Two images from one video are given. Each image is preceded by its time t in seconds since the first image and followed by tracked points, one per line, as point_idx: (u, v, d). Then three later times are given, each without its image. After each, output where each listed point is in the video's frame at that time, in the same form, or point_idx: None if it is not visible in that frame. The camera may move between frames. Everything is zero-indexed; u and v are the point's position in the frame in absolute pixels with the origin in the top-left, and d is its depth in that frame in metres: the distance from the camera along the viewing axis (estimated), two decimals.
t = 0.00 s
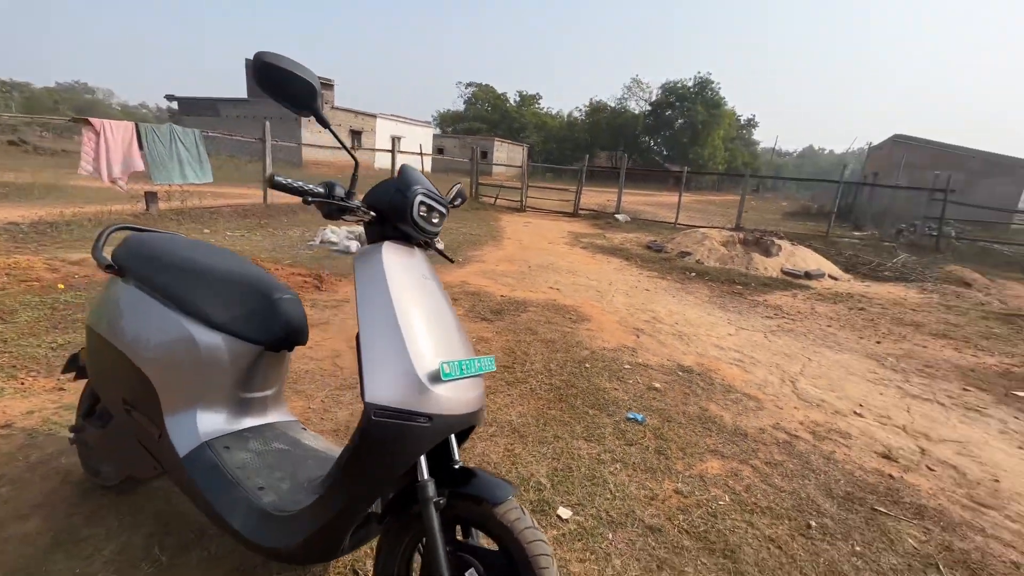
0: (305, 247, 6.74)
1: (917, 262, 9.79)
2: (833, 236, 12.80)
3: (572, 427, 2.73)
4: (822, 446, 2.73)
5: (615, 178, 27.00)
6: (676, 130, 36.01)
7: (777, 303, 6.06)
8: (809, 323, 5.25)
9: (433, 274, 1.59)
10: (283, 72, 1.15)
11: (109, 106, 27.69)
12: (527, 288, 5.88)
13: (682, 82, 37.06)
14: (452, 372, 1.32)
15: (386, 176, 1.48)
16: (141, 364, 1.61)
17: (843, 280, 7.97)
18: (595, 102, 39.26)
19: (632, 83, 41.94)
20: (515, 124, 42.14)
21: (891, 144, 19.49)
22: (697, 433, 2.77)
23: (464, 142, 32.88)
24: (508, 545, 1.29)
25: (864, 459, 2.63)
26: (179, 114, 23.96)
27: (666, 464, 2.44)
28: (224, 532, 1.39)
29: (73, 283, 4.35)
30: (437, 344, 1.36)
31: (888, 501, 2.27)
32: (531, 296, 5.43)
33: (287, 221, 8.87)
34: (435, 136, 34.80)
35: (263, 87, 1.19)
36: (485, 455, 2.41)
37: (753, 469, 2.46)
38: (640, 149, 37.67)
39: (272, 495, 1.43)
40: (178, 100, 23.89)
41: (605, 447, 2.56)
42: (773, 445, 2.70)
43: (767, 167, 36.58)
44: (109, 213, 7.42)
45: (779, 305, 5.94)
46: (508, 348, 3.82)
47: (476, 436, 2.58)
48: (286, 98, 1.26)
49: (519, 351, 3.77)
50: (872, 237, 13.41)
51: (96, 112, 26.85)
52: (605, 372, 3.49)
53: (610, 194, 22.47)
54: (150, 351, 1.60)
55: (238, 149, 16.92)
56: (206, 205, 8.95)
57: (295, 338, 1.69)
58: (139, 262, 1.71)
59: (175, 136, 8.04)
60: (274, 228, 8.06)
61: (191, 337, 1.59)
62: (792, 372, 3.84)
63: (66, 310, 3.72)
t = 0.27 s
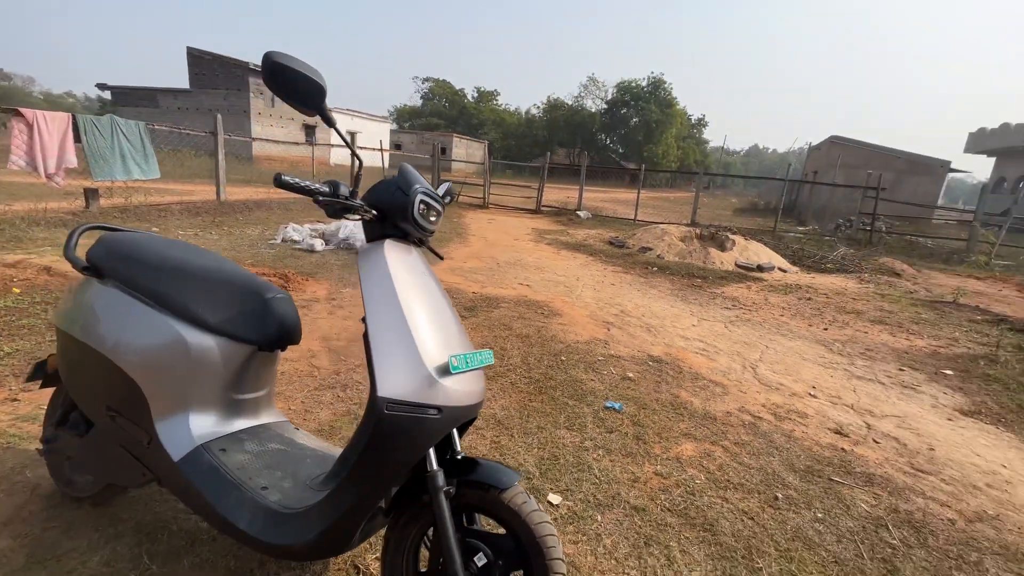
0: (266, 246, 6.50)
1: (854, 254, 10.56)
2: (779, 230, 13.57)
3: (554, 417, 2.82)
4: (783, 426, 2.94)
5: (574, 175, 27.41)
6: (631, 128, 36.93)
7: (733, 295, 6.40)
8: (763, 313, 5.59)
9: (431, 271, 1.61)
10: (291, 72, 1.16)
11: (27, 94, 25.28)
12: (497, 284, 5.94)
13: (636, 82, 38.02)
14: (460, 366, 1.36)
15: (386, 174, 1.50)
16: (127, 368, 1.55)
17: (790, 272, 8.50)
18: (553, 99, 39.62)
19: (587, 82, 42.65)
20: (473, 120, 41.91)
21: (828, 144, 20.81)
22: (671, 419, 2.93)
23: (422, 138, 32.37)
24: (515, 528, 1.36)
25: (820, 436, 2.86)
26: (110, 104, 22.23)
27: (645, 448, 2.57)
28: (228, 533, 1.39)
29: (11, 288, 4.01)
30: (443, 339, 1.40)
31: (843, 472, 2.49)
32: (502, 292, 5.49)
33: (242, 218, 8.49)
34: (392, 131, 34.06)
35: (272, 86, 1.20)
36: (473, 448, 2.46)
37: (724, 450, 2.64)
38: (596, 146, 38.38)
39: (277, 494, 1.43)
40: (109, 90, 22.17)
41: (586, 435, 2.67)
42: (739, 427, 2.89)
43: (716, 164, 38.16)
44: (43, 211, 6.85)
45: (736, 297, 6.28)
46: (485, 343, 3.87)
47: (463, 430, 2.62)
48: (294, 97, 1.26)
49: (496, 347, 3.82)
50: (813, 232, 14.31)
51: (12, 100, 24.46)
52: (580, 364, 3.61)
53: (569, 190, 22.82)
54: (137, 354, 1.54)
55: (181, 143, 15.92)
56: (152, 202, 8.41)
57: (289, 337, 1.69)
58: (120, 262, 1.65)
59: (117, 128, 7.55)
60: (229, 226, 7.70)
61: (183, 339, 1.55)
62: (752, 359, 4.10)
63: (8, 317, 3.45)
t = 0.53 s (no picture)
0: (224, 245, 6.22)
1: (802, 249, 11.20)
2: (733, 226, 14.19)
3: (537, 411, 2.88)
4: (750, 411, 3.12)
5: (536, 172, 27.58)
6: (589, 126, 37.51)
7: (695, 288, 6.68)
8: (724, 306, 5.86)
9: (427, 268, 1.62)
10: (291, 68, 1.15)
11: None
12: (468, 281, 5.93)
13: (593, 80, 38.66)
14: (465, 362, 1.38)
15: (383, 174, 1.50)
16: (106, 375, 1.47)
17: (746, 265, 8.92)
18: (512, 96, 39.66)
19: (547, 79, 42.94)
20: (432, 116, 41.37)
21: (775, 143, 21.89)
22: (647, 408, 3.05)
23: (380, 133, 31.66)
24: (520, 517, 1.39)
25: (784, 418, 3.06)
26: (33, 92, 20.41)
27: (625, 437, 2.67)
28: (228, 540, 1.36)
29: None
30: (444, 336, 1.42)
31: (806, 451, 2.68)
32: (475, 289, 5.49)
33: (194, 216, 8.06)
34: (348, 126, 33.11)
35: (273, 84, 1.19)
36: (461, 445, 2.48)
37: (699, 435, 2.78)
38: (556, 143, 38.76)
39: (278, 498, 1.41)
40: (33, 77, 20.36)
41: (569, 427, 2.74)
42: (710, 413, 3.04)
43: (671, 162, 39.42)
44: None
45: (698, 291, 6.54)
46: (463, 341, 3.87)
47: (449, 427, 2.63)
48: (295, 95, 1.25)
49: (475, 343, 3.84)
50: (763, 227, 15.06)
51: None
52: (557, 359, 3.68)
53: (532, 187, 22.96)
54: (117, 360, 1.47)
55: (118, 136, 14.86)
56: (92, 200, 7.85)
57: (279, 338, 1.65)
58: (92, 262, 1.56)
59: (53, 119, 7.00)
60: (181, 225, 7.29)
61: (168, 342, 1.49)
62: (717, 349, 4.31)
63: None
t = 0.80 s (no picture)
0: (178, 244, 5.87)
1: (757, 243, 11.71)
2: (692, 221, 14.66)
3: (520, 406, 2.88)
4: (722, 399, 3.24)
5: (499, 169, 27.51)
6: (551, 124, 37.76)
7: (661, 282, 6.85)
8: (690, 298, 6.04)
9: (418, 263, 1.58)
10: (283, 53, 1.10)
11: None
12: (439, 278, 5.86)
13: (554, 78, 38.95)
14: (465, 356, 1.36)
15: (374, 166, 1.46)
16: (73, 381, 1.36)
17: (707, 259, 9.24)
18: (474, 92, 39.38)
19: (508, 75, 42.89)
20: (392, 111, 40.54)
21: (729, 142, 22.76)
22: (626, 399, 3.11)
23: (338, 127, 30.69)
24: (522, 510, 1.40)
25: (754, 405, 3.19)
26: None
27: (608, 429, 2.72)
28: (217, 551, 1.29)
29: None
30: (443, 331, 1.40)
31: (776, 435, 2.81)
32: (447, 286, 5.43)
33: (141, 213, 7.55)
34: (304, 120, 31.92)
35: (264, 69, 1.13)
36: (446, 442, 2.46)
37: (677, 423, 2.86)
38: (519, 140, 38.83)
39: (270, 504, 1.35)
40: None
41: (552, 420, 2.76)
42: (686, 402, 3.14)
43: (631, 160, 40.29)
44: None
45: (664, 284, 6.72)
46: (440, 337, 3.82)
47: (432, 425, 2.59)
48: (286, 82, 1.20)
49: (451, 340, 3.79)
50: (720, 223, 15.64)
51: None
52: (535, 354, 3.70)
53: (496, 184, 22.91)
54: (85, 364, 1.36)
55: (49, 126, 13.70)
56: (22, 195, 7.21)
57: (264, 338, 1.58)
58: (48, 260, 1.43)
59: None
60: (127, 222, 6.82)
61: (143, 345, 1.39)
62: (687, 341, 4.44)
63: None
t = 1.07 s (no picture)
0: (130, 243, 5.54)
1: (718, 239, 12.16)
2: (656, 219, 15.05)
3: (501, 402, 2.90)
4: (695, 389, 3.37)
5: (465, 166, 27.33)
6: (516, 121, 37.80)
7: (630, 278, 7.02)
8: (658, 293, 6.22)
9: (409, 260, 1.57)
10: (281, 47, 1.08)
11: None
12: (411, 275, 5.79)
13: (518, 75, 39.01)
14: (463, 353, 1.37)
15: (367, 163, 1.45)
16: (44, 387, 1.27)
17: (672, 255, 9.53)
18: (437, 88, 38.95)
19: (471, 72, 42.59)
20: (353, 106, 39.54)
21: (689, 141, 23.45)
22: (604, 392, 3.18)
23: (296, 122, 29.62)
24: (519, 502, 1.42)
25: (725, 394, 3.33)
26: None
27: (588, 421, 2.78)
28: (211, 558, 1.25)
29: None
30: (440, 329, 1.40)
31: (746, 421, 2.95)
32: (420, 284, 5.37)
33: (86, 210, 7.08)
34: (260, 113, 30.63)
35: (261, 64, 1.12)
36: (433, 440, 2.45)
37: (654, 414, 2.95)
38: (483, 137, 38.70)
39: (265, 509, 1.33)
40: None
41: (533, 415, 2.79)
42: (661, 393, 3.25)
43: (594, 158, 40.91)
44: None
45: (633, 280, 6.89)
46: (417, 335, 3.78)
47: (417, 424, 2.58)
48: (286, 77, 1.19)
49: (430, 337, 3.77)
50: (682, 220, 16.11)
51: None
52: (513, 350, 3.72)
53: (462, 181, 22.76)
54: (59, 369, 1.28)
55: None
56: None
57: (250, 342, 1.55)
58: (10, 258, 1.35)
59: None
60: (71, 220, 6.38)
61: (124, 349, 1.35)
62: (659, 334, 4.58)
63: None
